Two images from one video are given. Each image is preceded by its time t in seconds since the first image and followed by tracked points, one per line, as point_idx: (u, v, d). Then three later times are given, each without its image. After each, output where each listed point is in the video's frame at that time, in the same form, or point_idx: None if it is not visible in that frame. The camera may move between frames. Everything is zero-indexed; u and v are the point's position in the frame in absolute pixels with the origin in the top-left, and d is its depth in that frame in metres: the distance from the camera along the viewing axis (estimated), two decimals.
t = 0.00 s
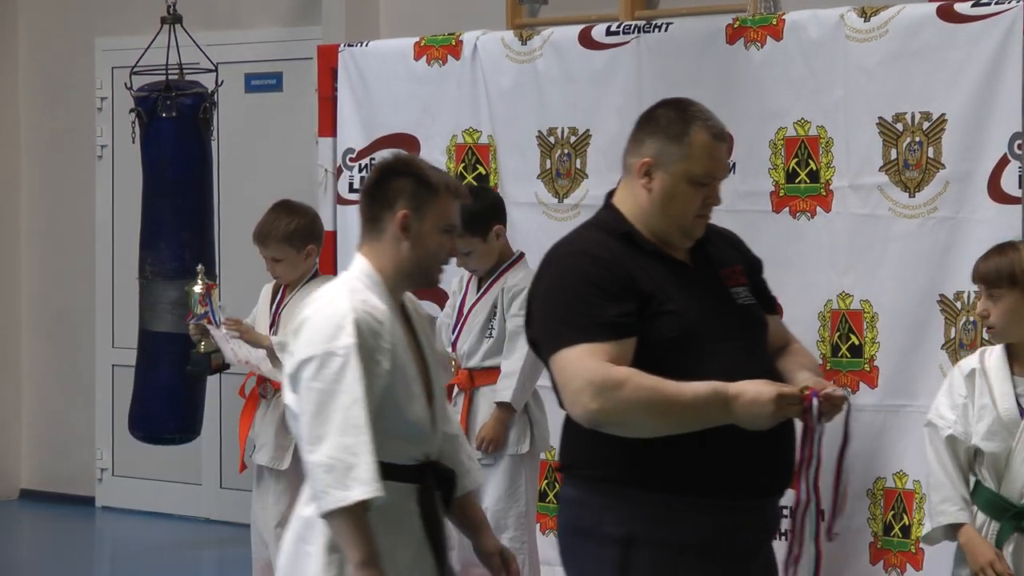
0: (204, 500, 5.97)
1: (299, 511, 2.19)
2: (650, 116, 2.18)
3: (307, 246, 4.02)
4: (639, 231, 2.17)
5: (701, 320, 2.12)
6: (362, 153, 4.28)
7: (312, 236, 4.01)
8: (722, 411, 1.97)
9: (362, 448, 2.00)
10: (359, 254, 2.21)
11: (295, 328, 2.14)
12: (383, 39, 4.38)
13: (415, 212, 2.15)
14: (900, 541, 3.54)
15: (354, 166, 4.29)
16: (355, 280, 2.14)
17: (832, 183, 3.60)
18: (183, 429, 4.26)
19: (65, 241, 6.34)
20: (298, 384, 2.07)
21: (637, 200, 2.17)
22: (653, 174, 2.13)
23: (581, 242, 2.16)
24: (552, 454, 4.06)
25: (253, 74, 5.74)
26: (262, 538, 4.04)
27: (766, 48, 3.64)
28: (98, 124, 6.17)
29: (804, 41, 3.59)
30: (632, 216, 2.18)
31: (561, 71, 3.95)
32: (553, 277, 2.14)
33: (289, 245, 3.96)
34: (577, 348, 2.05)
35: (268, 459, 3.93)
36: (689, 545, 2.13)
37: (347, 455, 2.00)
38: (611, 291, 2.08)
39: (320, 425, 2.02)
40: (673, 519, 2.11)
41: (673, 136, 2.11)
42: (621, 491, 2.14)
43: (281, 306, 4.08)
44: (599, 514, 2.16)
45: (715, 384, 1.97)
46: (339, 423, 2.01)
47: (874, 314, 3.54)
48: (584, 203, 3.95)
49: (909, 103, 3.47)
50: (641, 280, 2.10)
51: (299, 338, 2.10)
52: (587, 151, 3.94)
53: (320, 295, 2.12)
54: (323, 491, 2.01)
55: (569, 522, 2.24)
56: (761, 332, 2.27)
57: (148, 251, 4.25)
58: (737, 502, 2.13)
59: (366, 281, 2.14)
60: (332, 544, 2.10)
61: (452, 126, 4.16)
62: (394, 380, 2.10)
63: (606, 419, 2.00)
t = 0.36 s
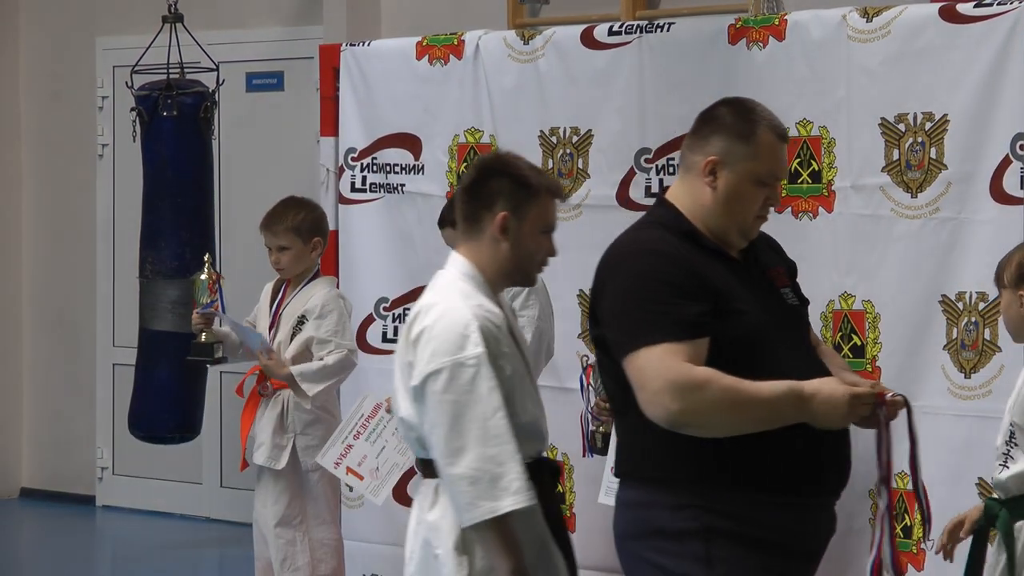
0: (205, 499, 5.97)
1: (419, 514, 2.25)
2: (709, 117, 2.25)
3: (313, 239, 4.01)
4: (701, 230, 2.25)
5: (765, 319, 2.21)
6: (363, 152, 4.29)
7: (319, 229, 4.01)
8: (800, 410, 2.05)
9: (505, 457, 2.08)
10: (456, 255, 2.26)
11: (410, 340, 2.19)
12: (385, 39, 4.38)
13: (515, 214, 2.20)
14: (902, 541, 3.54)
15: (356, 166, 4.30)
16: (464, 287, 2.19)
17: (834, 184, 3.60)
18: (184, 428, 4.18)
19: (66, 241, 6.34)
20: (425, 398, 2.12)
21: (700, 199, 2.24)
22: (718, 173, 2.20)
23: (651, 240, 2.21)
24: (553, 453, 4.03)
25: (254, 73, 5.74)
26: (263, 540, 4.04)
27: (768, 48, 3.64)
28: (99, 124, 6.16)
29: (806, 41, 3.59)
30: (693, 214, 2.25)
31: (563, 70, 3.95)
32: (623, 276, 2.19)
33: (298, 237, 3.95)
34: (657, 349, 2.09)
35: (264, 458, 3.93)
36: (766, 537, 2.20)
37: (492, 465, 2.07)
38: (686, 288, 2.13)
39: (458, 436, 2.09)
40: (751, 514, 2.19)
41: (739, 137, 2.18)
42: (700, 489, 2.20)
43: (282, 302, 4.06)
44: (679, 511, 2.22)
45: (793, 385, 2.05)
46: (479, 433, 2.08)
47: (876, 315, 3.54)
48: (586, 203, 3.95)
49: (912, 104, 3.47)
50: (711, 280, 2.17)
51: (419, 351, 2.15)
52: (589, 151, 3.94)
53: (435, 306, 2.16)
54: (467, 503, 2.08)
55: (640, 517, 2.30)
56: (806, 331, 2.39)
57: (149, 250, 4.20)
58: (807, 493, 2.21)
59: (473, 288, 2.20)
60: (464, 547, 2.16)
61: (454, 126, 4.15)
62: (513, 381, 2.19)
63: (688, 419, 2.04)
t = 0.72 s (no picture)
0: (203, 500, 5.97)
1: (500, 513, 2.22)
2: (749, 114, 2.07)
3: (316, 238, 4.00)
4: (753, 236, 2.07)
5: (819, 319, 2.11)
6: (363, 153, 4.29)
7: (322, 228, 4.00)
8: (880, 413, 1.99)
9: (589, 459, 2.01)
10: (543, 258, 2.19)
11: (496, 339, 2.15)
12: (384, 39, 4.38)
13: (600, 217, 2.13)
14: (902, 541, 3.54)
15: (356, 166, 4.30)
16: (553, 288, 2.13)
17: (834, 184, 3.60)
18: (183, 427, 4.14)
19: (65, 241, 6.34)
20: (509, 397, 2.08)
21: (751, 203, 2.06)
22: (773, 176, 2.04)
23: (720, 240, 2.02)
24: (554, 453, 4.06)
25: (253, 74, 5.74)
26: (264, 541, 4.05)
27: (768, 48, 3.64)
28: (98, 124, 6.16)
29: (806, 41, 3.59)
30: (742, 220, 2.07)
31: (563, 71, 3.95)
32: (702, 278, 1.99)
33: (301, 235, 3.94)
34: (756, 360, 1.92)
35: (268, 458, 3.92)
36: (836, 544, 2.08)
37: (577, 464, 2.01)
38: (773, 294, 1.97)
39: (541, 436, 2.03)
40: (825, 523, 2.05)
41: (793, 135, 2.04)
42: (776, 501, 2.03)
43: (286, 300, 4.04)
44: (752, 525, 2.04)
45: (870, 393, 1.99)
46: (567, 431, 2.02)
47: (877, 314, 3.54)
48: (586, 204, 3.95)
49: (911, 104, 3.47)
50: (785, 282, 2.03)
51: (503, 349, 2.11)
52: (589, 151, 3.94)
53: (522, 306, 2.11)
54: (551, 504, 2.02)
55: (695, 532, 2.11)
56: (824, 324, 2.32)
57: (148, 250, 4.13)
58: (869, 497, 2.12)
59: (563, 289, 2.14)
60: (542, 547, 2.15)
61: (454, 127, 4.15)
62: (598, 382, 2.13)
63: (793, 435, 1.92)
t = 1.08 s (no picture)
0: (202, 500, 5.97)
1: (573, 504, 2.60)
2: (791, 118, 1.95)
3: (314, 238, 4.00)
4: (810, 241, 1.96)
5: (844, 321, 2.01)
6: (361, 153, 4.29)
7: (320, 228, 4.01)
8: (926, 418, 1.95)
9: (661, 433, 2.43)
10: (628, 248, 2.59)
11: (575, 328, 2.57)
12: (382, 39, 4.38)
13: (677, 208, 2.49)
14: (902, 541, 3.54)
15: (354, 167, 4.29)
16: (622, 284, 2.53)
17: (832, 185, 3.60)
18: (180, 428, 4.12)
19: (64, 241, 6.33)
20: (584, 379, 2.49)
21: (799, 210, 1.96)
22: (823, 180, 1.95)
23: (793, 247, 1.85)
24: (551, 454, 4.08)
25: (251, 74, 5.74)
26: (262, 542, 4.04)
27: (766, 48, 3.64)
28: (96, 125, 6.15)
29: (804, 42, 3.59)
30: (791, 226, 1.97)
31: (561, 71, 3.95)
32: (787, 284, 1.80)
33: (300, 236, 3.94)
34: (848, 377, 1.78)
35: (270, 459, 3.90)
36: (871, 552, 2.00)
37: (645, 445, 2.39)
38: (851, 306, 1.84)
39: (616, 419, 2.42)
40: (859, 532, 1.93)
41: (841, 138, 1.94)
42: (815, 512, 1.89)
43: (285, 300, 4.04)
44: (789, 538, 1.89)
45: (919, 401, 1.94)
46: (637, 415, 2.41)
47: (875, 315, 3.54)
48: (585, 204, 3.94)
49: (910, 105, 3.47)
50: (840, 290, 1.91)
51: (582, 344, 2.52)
52: (587, 152, 3.94)
53: (597, 306, 2.52)
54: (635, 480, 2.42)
55: (723, 541, 1.93)
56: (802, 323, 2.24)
57: (146, 250, 4.11)
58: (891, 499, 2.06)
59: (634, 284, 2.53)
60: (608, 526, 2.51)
61: (453, 127, 4.15)
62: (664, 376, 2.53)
63: (880, 454, 1.82)
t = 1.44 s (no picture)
0: (200, 502, 5.96)
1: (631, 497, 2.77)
2: (772, 121, 1.98)
3: (309, 239, 3.99)
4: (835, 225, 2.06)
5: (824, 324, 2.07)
6: (359, 155, 4.29)
7: (315, 229, 4.00)
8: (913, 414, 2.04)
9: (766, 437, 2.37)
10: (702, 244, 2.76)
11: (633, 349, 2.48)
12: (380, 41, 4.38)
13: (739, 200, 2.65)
14: (900, 542, 3.54)
15: (351, 168, 4.29)
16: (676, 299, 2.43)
17: (829, 186, 3.60)
18: (178, 429, 4.12)
19: (62, 242, 6.33)
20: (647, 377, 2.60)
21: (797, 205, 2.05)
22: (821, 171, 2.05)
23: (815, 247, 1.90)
24: (549, 455, 4.07)
25: (249, 75, 5.74)
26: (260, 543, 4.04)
27: (763, 49, 3.64)
28: (94, 126, 6.15)
29: (801, 43, 3.59)
30: (792, 224, 2.06)
31: (558, 72, 3.95)
32: (822, 281, 1.84)
33: (294, 238, 3.93)
34: (880, 376, 1.84)
35: (265, 460, 3.89)
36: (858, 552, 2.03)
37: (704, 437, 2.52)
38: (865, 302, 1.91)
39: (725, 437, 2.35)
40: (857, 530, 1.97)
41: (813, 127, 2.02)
42: (828, 516, 1.92)
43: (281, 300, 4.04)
44: (806, 541, 1.91)
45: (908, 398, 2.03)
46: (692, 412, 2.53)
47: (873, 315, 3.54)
48: (582, 205, 3.94)
49: (906, 106, 3.47)
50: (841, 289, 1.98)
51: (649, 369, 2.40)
52: (584, 153, 3.93)
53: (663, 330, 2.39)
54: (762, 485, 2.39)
55: (741, 548, 1.92)
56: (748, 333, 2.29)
57: (143, 252, 4.10)
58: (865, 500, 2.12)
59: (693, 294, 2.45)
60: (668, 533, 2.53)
61: (450, 128, 4.15)
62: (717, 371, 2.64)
63: (902, 447, 1.89)
